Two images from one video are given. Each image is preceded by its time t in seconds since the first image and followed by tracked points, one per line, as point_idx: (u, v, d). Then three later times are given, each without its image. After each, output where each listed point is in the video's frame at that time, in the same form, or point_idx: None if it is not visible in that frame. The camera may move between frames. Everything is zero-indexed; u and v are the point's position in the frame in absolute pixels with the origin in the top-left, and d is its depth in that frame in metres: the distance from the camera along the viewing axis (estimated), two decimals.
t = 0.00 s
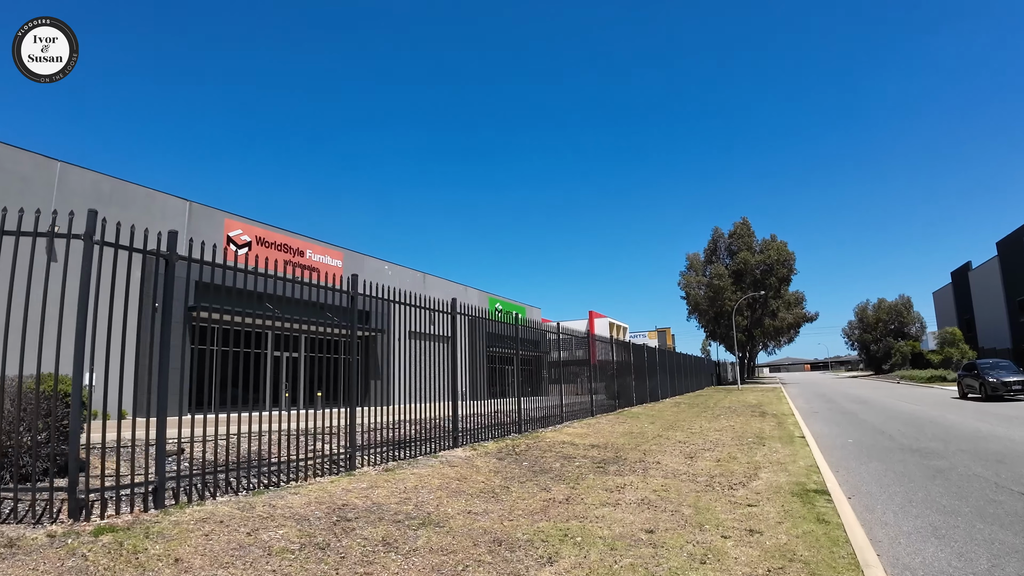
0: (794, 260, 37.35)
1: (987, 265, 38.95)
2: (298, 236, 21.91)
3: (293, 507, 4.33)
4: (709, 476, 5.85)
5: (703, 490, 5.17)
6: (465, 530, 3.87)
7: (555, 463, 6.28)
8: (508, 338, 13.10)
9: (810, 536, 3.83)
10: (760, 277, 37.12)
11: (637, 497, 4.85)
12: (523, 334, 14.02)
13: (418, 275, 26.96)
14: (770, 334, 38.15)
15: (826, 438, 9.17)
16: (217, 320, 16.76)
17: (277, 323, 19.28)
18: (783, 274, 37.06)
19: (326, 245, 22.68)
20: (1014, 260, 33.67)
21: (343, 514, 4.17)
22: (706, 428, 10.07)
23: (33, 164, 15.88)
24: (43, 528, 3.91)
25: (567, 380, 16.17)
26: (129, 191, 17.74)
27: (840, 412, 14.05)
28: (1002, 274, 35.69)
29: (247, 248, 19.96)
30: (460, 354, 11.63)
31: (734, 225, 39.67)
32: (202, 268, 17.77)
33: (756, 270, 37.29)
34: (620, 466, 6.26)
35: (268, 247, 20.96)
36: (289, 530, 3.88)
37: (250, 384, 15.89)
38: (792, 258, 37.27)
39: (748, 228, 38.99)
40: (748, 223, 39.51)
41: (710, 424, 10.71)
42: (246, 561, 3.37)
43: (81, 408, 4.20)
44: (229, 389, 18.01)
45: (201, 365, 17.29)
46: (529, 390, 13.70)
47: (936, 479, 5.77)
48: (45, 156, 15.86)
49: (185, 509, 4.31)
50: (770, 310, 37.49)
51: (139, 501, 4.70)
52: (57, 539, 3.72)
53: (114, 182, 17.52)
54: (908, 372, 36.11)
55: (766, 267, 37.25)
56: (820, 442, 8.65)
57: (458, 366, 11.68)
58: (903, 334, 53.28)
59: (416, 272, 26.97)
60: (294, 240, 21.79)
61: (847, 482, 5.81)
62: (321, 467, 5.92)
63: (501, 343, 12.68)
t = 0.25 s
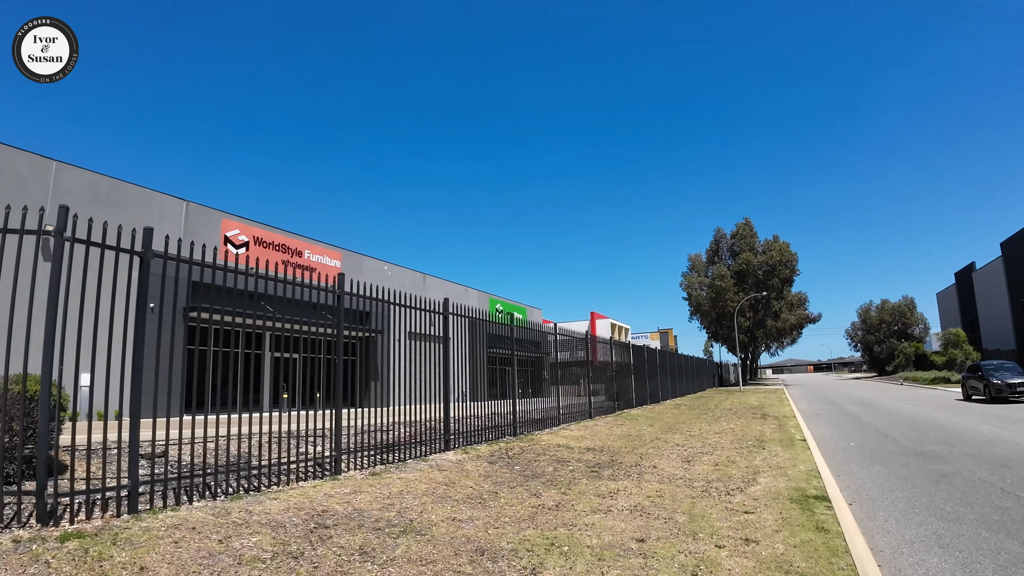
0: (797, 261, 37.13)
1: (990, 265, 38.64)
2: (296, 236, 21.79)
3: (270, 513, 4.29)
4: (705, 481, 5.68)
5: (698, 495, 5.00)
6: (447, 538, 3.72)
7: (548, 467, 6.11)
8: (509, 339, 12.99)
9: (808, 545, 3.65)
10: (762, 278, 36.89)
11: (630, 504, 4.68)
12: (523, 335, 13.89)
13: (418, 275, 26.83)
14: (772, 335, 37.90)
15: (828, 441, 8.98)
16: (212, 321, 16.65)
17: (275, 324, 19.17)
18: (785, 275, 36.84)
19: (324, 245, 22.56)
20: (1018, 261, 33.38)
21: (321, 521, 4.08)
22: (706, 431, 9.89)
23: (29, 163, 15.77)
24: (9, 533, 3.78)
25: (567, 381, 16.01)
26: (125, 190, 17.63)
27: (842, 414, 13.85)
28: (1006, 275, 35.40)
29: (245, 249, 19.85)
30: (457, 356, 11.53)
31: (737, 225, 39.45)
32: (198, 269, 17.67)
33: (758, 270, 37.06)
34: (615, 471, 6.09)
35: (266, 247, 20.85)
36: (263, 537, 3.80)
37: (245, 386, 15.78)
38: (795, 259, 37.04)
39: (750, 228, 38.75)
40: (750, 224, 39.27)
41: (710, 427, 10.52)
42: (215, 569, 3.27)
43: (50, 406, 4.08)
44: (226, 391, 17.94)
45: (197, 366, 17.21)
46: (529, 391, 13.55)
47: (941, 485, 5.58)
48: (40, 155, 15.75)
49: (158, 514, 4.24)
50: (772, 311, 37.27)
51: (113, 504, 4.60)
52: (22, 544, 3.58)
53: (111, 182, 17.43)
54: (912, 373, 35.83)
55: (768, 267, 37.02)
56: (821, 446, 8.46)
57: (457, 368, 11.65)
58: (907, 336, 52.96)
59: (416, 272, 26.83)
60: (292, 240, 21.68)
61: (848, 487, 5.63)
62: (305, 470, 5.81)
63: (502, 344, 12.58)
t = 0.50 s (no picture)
0: (798, 261, 36.89)
1: (994, 266, 38.33)
2: (294, 236, 21.65)
3: (239, 513, 4.23)
4: (698, 482, 5.50)
5: (688, 497, 4.82)
6: (419, 541, 3.58)
7: (535, 468, 5.93)
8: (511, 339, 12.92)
9: (799, 551, 3.47)
10: (763, 279, 36.64)
11: (616, 506, 4.51)
12: (527, 335, 13.83)
13: (417, 275, 26.67)
14: (774, 336, 37.66)
15: (827, 443, 8.78)
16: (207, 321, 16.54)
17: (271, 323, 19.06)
18: (787, 276, 36.57)
19: (322, 244, 22.42)
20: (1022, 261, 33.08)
21: (291, 522, 4.03)
22: (703, 431, 9.69)
23: (23, 161, 15.65)
24: None
25: (567, 382, 15.89)
26: (121, 189, 17.52)
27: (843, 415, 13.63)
28: (1010, 275, 35.10)
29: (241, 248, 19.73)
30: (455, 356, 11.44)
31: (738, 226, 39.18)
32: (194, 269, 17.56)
33: (759, 271, 36.80)
34: (605, 471, 5.91)
35: (263, 246, 20.72)
36: (228, 537, 3.74)
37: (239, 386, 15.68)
38: (796, 260, 36.78)
39: (752, 229, 38.48)
40: (752, 224, 38.98)
41: (707, 428, 10.32)
42: (173, 570, 3.17)
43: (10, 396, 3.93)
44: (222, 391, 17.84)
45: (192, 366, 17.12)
46: (527, 391, 13.43)
47: (941, 488, 5.38)
48: (35, 154, 15.63)
49: (123, 514, 4.21)
50: (774, 312, 37.03)
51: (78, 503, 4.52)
52: None
53: (106, 180, 17.31)
54: (915, 375, 35.53)
55: (770, 268, 36.76)
56: (820, 447, 8.27)
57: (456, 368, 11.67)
58: (910, 337, 52.64)
59: (415, 272, 26.69)
60: (289, 240, 21.54)
61: (845, 489, 5.44)
62: (284, 471, 5.69)
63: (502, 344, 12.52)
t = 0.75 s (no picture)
0: (799, 263, 36.59)
1: (996, 268, 38.09)
2: (290, 236, 21.52)
3: (206, 518, 4.19)
4: (688, 487, 5.34)
5: (676, 502, 4.67)
6: (390, 548, 3.46)
7: (522, 472, 5.78)
8: (512, 342, 12.83)
9: (786, 560, 3.32)
10: (764, 281, 36.41)
11: (601, 511, 4.36)
12: (526, 338, 13.83)
13: (416, 276, 26.51)
14: (775, 338, 37.43)
15: (825, 446, 8.61)
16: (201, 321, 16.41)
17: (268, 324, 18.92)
18: (788, 278, 36.31)
19: (319, 245, 22.28)
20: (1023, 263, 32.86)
21: (259, 527, 3.98)
22: (699, 434, 9.52)
23: (17, 161, 15.54)
24: None
25: (566, 385, 15.75)
26: (115, 189, 17.41)
27: (844, 418, 13.44)
28: (1012, 277, 34.88)
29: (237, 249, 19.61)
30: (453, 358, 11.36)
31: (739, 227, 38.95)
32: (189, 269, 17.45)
33: (760, 273, 36.59)
34: (593, 475, 5.76)
35: (259, 247, 20.61)
36: (191, 542, 3.71)
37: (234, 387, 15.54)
38: (797, 261, 36.50)
39: (752, 230, 38.25)
40: (752, 226, 38.75)
41: (703, 430, 10.15)
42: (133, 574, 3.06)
43: None
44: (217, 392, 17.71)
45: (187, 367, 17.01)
46: (525, 393, 13.31)
47: (939, 493, 5.22)
48: (29, 153, 15.53)
49: (87, 517, 4.22)
50: (774, 314, 36.82)
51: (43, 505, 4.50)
52: None
53: (100, 180, 17.20)
54: (916, 377, 35.29)
55: (770, 270, 36.48)
56: (817, 451, 8.10)
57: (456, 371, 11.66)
58: (912, 339, 52.36)
59: (413, 274, 26.50)
60: (286, 240, 21.42)
61: (840, 495, 5.28)
62: (262, 473, 5.63)
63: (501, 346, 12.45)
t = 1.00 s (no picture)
0: (799, 265, 36.48)
1: (997, 270, 37.89)
2: (285, 237, 21.39)
3: (167, 522, 4.10)
4: (674, 493, 5.17)
5: (660, 509, 4.49)
6: (354, 558, 3.32)
7: (504, 476, 5.61)
8: (508, 344, 12.70)
9: (770, 572, 3.14)
10: (763, 283, 36.25)
11: (580, 519, 4.19)
12: (522, 340, 13.70)
13: (413, 278, 26.32)
14: (774, 340, 37.20)
15: (820, 451, 8.41)
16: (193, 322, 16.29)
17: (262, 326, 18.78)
18: (788, 280, 36.14)
19: (314, 246, 22.14)
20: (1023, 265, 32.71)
21: (220, 533, 3.90)
22: (693, 438, 9.34)
23: (9, 160, 15.41)
24: None
25: (563, 387, 15.59)
26: (108, 189, 17.29)
27: (841, 422, 13.20)
28: (1012, 279, 34.72)
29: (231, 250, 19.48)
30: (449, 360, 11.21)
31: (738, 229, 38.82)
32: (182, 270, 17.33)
33: (760, 275, 36.45)
34: (577, 480, 5.58)
35: (253, 248, 20.48)
36: (146, 550, 3.62)
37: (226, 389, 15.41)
38: (797, 264, 36.37)
39: (752, 232, 38.10)
40: (752, 227, 38.61)
41: (697, 434, 9.96)
42: None
43: None
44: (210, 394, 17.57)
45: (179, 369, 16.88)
46: (522, 396, 13.16)
47: (934, 500, 5.03)
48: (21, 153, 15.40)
49: (46, 519, 4.08)
50: (774, 316, 36.63)
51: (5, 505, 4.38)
52: None
53: (93, 180, 17.06)
54: (916, 380, 35.07)
55: (770, 272, 36.43)
56: (811, 455, 7.92)
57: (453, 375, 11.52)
58: (912, 342, 52.15)
59: (409, 275, 26.27)
60: (280, 241, 21.28)
61: (831, 502, 5.10)
62: (235, 477, 5.49)
63: (497, 349, 12.27)
